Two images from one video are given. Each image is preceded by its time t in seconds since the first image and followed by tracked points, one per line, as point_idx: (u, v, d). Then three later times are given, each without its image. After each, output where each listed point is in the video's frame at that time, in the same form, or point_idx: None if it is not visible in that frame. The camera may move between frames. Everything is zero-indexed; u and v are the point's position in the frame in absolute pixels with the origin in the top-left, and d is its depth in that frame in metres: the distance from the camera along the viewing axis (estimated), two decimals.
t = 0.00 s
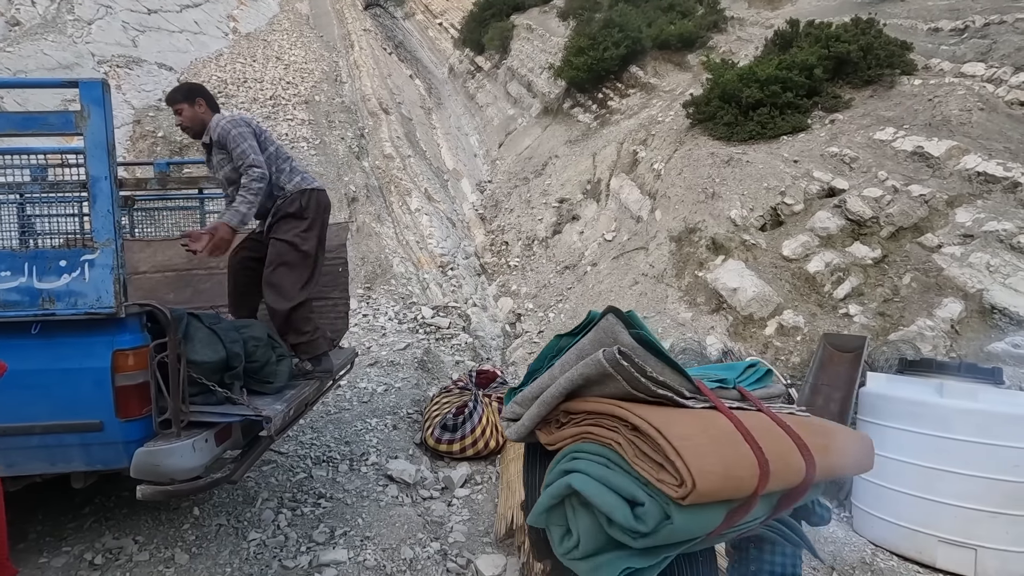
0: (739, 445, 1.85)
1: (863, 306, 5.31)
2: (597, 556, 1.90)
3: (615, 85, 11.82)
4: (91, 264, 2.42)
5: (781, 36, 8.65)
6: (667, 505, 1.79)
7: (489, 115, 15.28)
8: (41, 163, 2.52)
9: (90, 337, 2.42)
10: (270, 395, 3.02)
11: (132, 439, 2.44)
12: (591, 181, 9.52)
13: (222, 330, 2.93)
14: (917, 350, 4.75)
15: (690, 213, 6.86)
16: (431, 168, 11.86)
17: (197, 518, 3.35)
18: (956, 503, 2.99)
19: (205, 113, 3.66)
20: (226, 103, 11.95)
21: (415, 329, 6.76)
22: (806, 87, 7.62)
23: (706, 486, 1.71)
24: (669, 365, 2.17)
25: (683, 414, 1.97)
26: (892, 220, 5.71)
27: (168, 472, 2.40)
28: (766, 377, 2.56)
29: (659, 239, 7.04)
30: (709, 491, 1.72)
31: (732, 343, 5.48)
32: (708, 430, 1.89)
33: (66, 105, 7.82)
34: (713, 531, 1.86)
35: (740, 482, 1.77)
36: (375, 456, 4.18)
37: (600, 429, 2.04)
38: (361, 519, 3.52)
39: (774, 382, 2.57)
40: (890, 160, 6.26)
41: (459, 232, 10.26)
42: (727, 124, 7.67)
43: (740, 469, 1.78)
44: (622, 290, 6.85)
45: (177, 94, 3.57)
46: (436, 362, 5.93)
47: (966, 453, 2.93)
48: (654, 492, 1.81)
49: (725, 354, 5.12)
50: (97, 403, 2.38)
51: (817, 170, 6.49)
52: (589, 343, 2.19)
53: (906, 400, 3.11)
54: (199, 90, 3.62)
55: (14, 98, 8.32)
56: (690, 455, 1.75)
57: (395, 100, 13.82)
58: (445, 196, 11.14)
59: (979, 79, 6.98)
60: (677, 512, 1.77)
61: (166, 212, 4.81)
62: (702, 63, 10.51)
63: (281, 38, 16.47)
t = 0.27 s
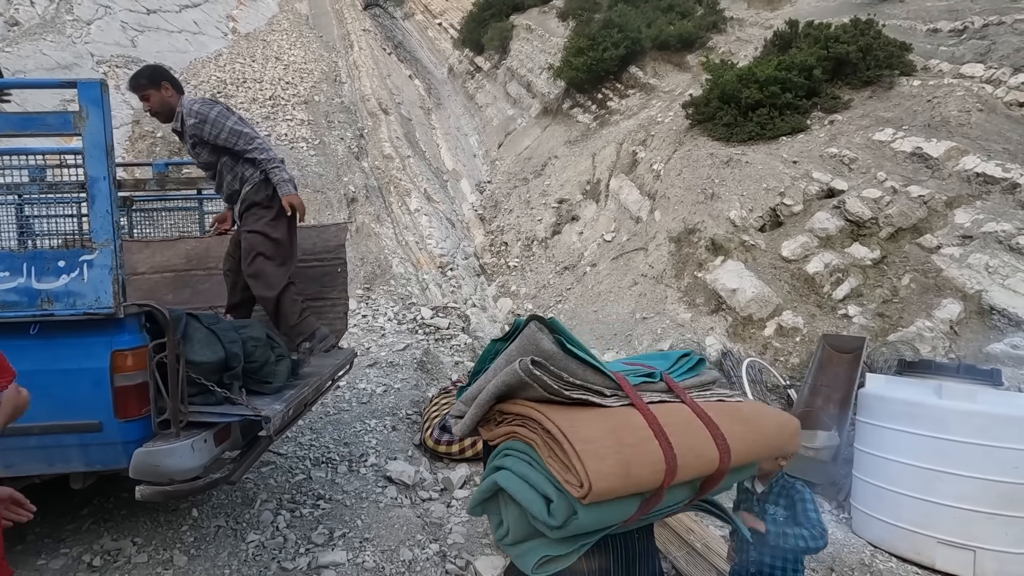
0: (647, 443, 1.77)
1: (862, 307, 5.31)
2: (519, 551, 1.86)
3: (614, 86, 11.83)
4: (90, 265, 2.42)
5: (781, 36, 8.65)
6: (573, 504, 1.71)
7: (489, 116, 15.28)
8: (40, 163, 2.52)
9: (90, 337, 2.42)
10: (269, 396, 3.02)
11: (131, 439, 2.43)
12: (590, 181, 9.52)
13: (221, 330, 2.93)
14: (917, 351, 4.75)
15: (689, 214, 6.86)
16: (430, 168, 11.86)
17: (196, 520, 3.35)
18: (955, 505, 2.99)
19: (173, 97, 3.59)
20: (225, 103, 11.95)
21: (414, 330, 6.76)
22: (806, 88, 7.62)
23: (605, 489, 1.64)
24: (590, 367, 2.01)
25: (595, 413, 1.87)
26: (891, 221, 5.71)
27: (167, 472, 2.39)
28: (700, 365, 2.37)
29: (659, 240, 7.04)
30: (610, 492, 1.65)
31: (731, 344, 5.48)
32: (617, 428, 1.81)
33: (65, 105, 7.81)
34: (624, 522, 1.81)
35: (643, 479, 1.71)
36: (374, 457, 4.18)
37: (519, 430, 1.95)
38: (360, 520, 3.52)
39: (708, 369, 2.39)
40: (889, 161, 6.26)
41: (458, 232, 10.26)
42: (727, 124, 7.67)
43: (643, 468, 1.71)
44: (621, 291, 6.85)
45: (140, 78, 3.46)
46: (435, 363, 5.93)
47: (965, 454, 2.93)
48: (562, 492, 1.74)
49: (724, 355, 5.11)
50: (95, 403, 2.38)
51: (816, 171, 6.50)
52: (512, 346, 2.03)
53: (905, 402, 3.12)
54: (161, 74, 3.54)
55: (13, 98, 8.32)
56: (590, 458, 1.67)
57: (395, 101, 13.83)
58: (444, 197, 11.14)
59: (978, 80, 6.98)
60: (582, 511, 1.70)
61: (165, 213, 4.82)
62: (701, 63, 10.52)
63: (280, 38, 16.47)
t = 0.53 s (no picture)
0: (579, 418, 1.86)
1: (863, 308, 5.31)
2: (473, 513, 1.98)
3: (615, 86, 11.84)
4: (91, 267, 2.41)
5: (781, 37, 8.65)
6: (512, 476, 1.81)
7: (489, 116, 15.29)
8: (41, 165, 2.52)
9: (90, 338, 2.42)
10: (270, 397, 3.01)
11: (132, 440, 2.43)
12: (591, 182, 9.52)
13: (222, 332, 2.93)
14: (918, 352, 4.75)
15: (690, 215, 6.86)
16: (431, 169, 11.87)
17: (196, 521, 3.35)
18: (958, 507, 2.97)
19: (176, 75, 3.54)
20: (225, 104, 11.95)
21: (414, 331, 6.76)
22: (806, 89, 7.62)
23: (536, 464, 1.72)
24: (533, 346, 2.05)
25: (533, 391, 1.93)
26: (892, 222, 5.71)
27: (167, 473, 2.39)
28: (650, 333, 2.41)
29: (659, 241, 7.03)
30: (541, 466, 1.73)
31: (731, 345, 5.47)
32: (553, 405, 1.88)
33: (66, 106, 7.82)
34: (563, 488, 1.92)
35: (574, 451, 1.80)
36: (375, 458, 4.18)
37: (466, 405, 2.03)
38: (361, 521, 3.52)
39: (657, 337, 2.44)
40: (890, 162, 6.25)
41: (459, 233, 10.28)
42: (727, 125, 7.66)
43: (574, 441, 1.80)
44: (622, 292, 6.84)
45: (143, 55, 3.40)
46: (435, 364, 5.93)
47: (968, 456, 2.92)
48: (503, 465, 1.84)
49: (725, 356, 5.11)
50: (96, 404, 2.38)
51: (817, 172, 6.49)
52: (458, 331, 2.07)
53: (907, 404, 3.12)
54: (167, 51, 3.48)
55: (14, 99, 8.32)
56: (523, 435, 1.74)
57: (396, 101, 13.83)
58: (445, 198, 11.15)
59: (979, 80, 6.98)
60: (520, 482, 1.79)
61: (165, 214, 4.84)
62: (701, 64, 10.53)
63: (281, 39, 16.47)
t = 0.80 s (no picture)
0: (547, 404, 1.94)
1: (866, 310, 5.30)
2: (453, 496, 2.07)
3: (617, 88, 11.84)
4: (95, 268, 2.42)
5: (783, 39, 8.64)
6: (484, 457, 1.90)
7: (491, 118, 15.31)
8: (44, 167, 2.52)
9: (94, 340, 2.42)
10: (273, 399, 3.00)
11: (135, 442, 2.44)
12: (593, 183, 9.51)
13: (225, 333, 2.93)
14: (922, 353, 4.74)
15: (692, 216, 6.86)
16: (433, 170, 11.88)
17: (199, 522, 3.35)
18: (962, 509, 2.96)
19: (171, 66, 3.58)
20: (228, 106, 11.98)
21: (417, 332, 6.76)
22: (809, 90, 7.62)
23: (505, 443, 1.80)
24: (509, 339, 2.14)
25: (506, 380, 2.01)
26: (895, 223, 5.69)
27: (170, 476, 2.39)
28: (620, 332, 2.48)
29: (662, 242, 7.03)
30: (510, 445, 1.82)
31: (734, 346, 5.47)
32: (524, 392, 1.96)
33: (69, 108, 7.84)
34: (531, 470, 2.00)
35: (542, 433, 1.88)
36: (378, 459, 4.18)
37: (444, 392, 2.10)
38: (364, 523, 3.52)
39: (626, 337, 2.49)
40: (893, 163, 6.24)
41: (460, 235, 10.30)
42: (729, 126, 7.66)
43: (542, 424, 1.88)
44: (624, 293, 6.84)
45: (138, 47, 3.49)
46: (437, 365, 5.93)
47: (972, 458, 2.91)
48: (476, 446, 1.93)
49: (728, 358, 5.10)
50: (100, 406, 2.38)
51: (820, 173, 6.49)
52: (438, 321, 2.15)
53: (911, 405, 3.11)
54: (160, 41, 3.53)
55: (18, 101, 8.34)
56: (493, 417, 1.82)
57: (397, 103, 13.85)
58: (447, 199, 11.16)
59: (982, 81, 6.97)
60: (491, 463, 1.88)
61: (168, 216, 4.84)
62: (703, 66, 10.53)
63: (283, 40, 16.49)
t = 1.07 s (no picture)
0: (534, 379, 2.00)
1: (871, 312, 5.29)
2: (432, 455, 2.11)
3: (619, 90, 11.85)
4: (100, 271, 2.42)
5: (786, 40, 8.64)
6: (468, 419, 1.96)
7: (493, 120, 15.33)
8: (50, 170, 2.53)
9: (99, 343, 2.43)
10: (277, 402, 3.00)
11: (140, 445, 2.44)
12: (596, 186, 9.51)
13: (229, 336, 2.93)
14: (927, 356, 4.72)
15: (695, 218, 6.85)
16: (435, 173, 11.90)
17: (203, 525, 3.35)
18: (969, 512, 2.95)
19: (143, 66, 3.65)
20: (231, 109, 12.01)
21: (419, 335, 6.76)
22: (812, 92, 7.61)
23: (488, 406, 1.88)
24: (506, 321, 2.20)
25: (500, 355, 2.09)
26: (899, 225, 5.68)
27: (175, 479, 2.39)
28: (604, 333, 2.51)
29: (665, 244, 7.02)
30: (493, 408, 1.88)
31: (738, 348, 5.45)
32: (515, 366, 2.03)
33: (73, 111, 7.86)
34: (510, 441, 2.04)
35: (525, 405, 1.93)
36: (381, 462, 4.18)
37: (441, 361, 2.18)
38: (367, 526, 3.51)
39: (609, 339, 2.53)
40: (897, 165, 6.23)
41: (463, 237, 10.32)
42: (732, 128, 7.65)
43: (526, 396, 1.94)
44: (627, 295, 6.83)
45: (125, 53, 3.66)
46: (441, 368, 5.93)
47: (978, 461, 2.90)
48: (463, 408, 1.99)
49: (731, 360, 5.08)
50: (104, 409, 2.39)
51: (823, 175, 6.47)
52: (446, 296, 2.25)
53: (918, 408, 3.10)
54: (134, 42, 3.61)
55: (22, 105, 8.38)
56: (482, 382, 1.90)
57: (400, 106, 13.87)
58: (449, 201, 11.18)
59: (986, 83, 6.96)
60: (473, 426, 1.94)
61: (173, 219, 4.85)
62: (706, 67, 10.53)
63: (286, 43, 16.54)
